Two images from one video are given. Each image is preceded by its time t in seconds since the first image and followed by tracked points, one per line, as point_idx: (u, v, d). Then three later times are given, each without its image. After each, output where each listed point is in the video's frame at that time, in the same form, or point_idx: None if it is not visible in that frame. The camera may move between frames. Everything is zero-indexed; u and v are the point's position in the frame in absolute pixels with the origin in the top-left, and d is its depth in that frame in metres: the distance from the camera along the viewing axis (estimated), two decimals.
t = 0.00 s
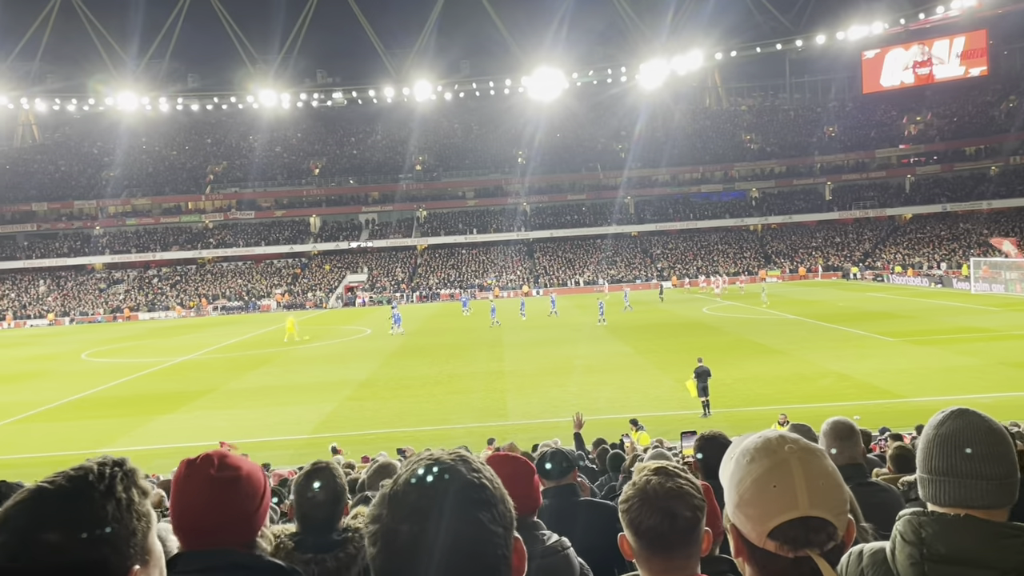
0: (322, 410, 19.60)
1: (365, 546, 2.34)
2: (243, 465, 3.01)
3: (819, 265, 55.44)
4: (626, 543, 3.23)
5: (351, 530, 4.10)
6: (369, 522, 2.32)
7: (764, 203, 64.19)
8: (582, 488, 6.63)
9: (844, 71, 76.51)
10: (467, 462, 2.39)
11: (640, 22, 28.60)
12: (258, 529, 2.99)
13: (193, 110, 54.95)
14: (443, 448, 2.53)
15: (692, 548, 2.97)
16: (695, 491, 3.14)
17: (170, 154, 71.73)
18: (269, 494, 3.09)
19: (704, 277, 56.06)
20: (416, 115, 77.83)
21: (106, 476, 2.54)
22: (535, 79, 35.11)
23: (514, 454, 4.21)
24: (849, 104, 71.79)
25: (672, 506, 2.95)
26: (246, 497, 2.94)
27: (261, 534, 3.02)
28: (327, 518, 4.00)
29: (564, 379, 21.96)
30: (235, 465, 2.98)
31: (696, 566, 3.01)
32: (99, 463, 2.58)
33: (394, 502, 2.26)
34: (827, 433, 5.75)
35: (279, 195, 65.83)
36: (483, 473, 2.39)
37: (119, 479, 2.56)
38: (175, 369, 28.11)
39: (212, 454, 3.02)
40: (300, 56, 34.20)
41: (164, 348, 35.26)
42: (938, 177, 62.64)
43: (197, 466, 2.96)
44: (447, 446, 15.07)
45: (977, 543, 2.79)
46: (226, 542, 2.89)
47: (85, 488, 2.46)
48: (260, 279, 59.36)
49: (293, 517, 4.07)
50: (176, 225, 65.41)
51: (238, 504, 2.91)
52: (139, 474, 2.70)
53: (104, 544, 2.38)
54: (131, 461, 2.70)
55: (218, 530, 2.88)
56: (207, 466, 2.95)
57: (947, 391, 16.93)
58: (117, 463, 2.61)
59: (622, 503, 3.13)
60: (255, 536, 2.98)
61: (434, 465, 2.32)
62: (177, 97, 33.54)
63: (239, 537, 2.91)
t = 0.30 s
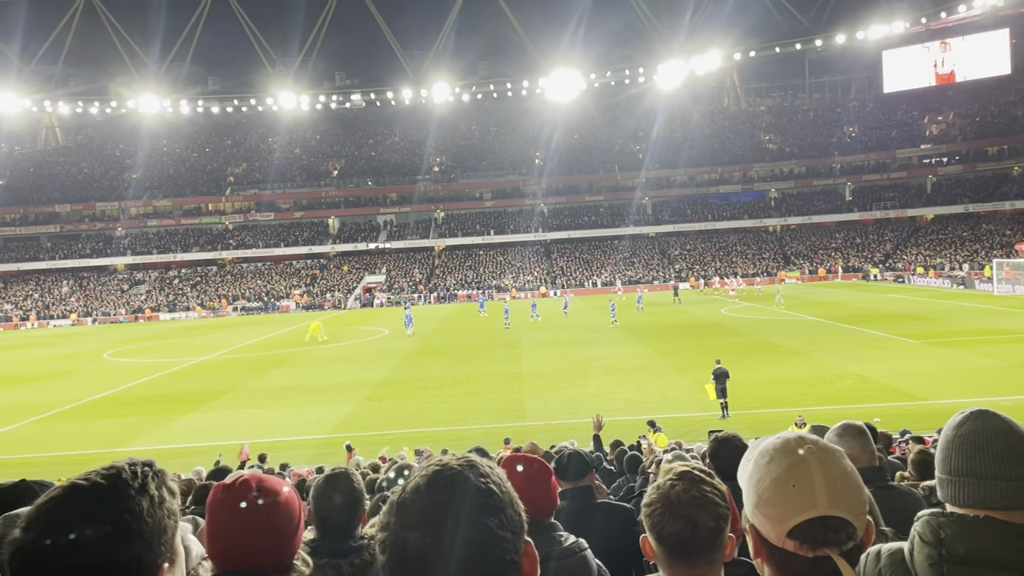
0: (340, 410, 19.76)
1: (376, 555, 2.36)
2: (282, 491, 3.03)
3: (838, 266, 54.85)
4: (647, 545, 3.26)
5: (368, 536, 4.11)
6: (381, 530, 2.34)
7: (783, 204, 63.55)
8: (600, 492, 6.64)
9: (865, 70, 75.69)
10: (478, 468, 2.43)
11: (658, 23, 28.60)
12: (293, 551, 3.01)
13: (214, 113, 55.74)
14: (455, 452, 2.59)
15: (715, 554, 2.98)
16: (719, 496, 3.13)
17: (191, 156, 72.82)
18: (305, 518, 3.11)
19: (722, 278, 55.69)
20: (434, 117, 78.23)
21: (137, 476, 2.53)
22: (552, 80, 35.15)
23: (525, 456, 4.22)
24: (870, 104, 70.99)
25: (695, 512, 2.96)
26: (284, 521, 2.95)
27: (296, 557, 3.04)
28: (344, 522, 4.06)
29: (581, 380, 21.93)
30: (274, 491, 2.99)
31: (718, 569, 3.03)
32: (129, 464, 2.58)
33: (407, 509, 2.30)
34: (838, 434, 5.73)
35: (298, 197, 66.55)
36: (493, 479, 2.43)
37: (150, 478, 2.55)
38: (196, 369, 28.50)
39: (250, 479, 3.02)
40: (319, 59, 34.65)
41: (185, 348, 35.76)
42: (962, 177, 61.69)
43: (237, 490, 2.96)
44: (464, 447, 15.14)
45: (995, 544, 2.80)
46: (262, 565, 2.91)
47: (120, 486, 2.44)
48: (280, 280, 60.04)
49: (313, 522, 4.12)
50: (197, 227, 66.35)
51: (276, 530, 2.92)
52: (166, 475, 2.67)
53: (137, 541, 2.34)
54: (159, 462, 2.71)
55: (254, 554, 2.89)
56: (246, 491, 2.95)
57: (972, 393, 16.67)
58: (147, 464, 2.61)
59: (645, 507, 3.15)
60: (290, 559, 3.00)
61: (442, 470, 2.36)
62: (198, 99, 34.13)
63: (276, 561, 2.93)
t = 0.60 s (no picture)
0: (348, 412, 19.81)
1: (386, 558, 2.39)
2: (288, 495, 3.02)
3: (848, 269, 54.56)
4: (659, 547, 3.26)
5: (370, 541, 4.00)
6: (391, 530, 2.37)
7: (792, 206, 63.21)
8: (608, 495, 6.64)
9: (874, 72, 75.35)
10: (491, 469, 2.45)
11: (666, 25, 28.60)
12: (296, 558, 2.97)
13: (223, 115, 56.06)
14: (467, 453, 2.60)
15: (727, 557, 2.98)
16: (734, 500, 3.12)
17: (200, 158, 73.24)
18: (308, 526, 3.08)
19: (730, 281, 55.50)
20: (442, 120, 78.39)
21: (128, 473, 2.53)
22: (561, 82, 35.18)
23: (533, 457, 4.27)
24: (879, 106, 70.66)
25: (709, 516, 2.96)
26: (288, 526, 2.92)
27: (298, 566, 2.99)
28: (341, 520, 4.01)
29: (588, 382, 21.91)
30: (281, 495, 2.98)
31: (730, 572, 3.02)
32: (122, 459, 2.58)
33: (422, 508, 2.31)
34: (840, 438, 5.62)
35: (307, 199, 66.77)
36: (503, 481, 2.44)
37: (142, 474, 2.55)
38: (204, 370, 28.64)
39: (256, 484, 3.00)
40: (328, 61, 34.78)
41: (193, 350, 35.93)
42: (972, 180, 61.33)
43: (242, 494, 2.93)
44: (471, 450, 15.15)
45: (1002, 547, 2.79)
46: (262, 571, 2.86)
47: (111, 481, 2.45)
48: (288, 281, 60.33)
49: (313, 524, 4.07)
50: (205, 229, 66.68)
51: (280, 534, 2.89)
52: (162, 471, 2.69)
53: (130, 537, 2.35)
54: (152, 460, 2.71)
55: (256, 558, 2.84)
56: (252, 496, 2.93)
57: (982, 396, 16.56)
58: (140, 461, 2.63)
59: (659, 510, 3.16)
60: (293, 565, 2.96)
61: (450, 473, 2.37)
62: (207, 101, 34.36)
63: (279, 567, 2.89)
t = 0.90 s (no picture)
0: (345, 416, 19.76)
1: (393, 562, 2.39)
2: (258, 515, 3.32)
3: (845, 273, 54.62)
4: (655, 557, 3.24)
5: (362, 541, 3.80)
6: (396, 536, 2.36)
7: (790, 210, 63.41)
8: (605, 498, 6.62)
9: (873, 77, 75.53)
10: (494, 468, 2.46)
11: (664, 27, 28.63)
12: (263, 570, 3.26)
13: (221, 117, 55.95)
14: (462, 454, 2.60)
15: (722, 567, 2.97)
16: (727, 505, 3.12)
17: (198, 161, 73.16)
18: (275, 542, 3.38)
19: (728, 284, 55.59)
20: (440, 123, 78.40)
21: (114, 484, 2.51)
22: (559, 86, 35.26)
23: (530, 462, 4.30)
24: (877, 110, 70.94)
25: (703, 523, 2.95)
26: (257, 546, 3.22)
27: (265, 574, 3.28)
28: (333, 516, 4.10)
29: (585, 386, 21.90)
30: (251, 514, 3.28)
31: None
32: (108, 471, 2.56)
33: (425, 514, 2.32)
34: (830, 445, 5.63)
35: (305, 201, 66.76)
36: (509, 482, 2.45)
37: (129, 486, 2.53)
38: (200, 374, 28.56)
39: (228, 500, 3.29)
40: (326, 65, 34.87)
41: (191, 353, 35.83)
42: (969, 184, 61.51)
43: (214, 512, 3.23)
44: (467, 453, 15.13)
45: (994, 552, 2.79)
46: None
47: (95, 494, 2.44)
48: (286, 284, 60.33)
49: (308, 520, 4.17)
50: (203, 231, 66.59)
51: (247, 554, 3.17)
52: (148, 482, 2.67)
53: (110, 550, 2.34)
54: (139, 469, 2.68)
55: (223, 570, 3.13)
56: (224, 514, 3.22)
57: (980, 401, 16.56)
58: (128, 471, 2.60)
59: (653, 517, 3.14)
60: None
61: (455, 477, 2.36)
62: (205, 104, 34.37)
63: None
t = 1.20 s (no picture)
0: (333, 420, 19.62)
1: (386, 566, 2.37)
2: (227, 521, 3.37)
3: (832, 279, 55.08)
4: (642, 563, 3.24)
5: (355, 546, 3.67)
6: (388, 545, 2.34)
7: (778, 216, 63.89)
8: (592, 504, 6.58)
9: (859, 84, 76.27)
10: (487, 474, 2.39)
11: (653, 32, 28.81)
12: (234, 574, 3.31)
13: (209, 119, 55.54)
14: (457, 457, 2.54)
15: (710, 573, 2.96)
16: (713, 508, 3.14)
17: (186, 164, 72.60)
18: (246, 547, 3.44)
19: (717, 289, 55.84)
20: (430, 127, 78.28)
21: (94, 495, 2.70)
22: (549, 90, 35.32)
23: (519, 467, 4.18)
24: (863, 117, 71.62)
25: (697, 526, 2.97)
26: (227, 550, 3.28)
27: None
28: (328, 518, 4.11)
29: (574, 390, 21.88)
30: (220, 521, 3.34)
31: None
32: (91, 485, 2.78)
33: (414, 524, 2.28)
34: (817, 449, 5.59)
35: (294, 205, 66.41)
36: (506, 483, 2.43)
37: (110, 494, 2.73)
38: (187, 377, 28.25)
39: (197, 509, 3.37)
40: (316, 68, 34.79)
41: (177, 356, 35.43)
42: (955, 191, 62.20)
43: (183, 519, 3.32)
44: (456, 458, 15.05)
45: (979, 556, 2.88)
46: None
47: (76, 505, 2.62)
48: (274, 288, 59.96)
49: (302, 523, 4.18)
50: (191, 235, 66.03)
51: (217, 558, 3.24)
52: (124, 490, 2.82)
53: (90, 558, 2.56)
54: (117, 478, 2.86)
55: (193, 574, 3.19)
56: (192, 522, 3.30)
57: (964, 406, 16.71)
58: (111, 482, 2.82)
59: (640, 525, 3.12)
60: None
61: (447, 482, 2.33)
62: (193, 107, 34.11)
63: None
